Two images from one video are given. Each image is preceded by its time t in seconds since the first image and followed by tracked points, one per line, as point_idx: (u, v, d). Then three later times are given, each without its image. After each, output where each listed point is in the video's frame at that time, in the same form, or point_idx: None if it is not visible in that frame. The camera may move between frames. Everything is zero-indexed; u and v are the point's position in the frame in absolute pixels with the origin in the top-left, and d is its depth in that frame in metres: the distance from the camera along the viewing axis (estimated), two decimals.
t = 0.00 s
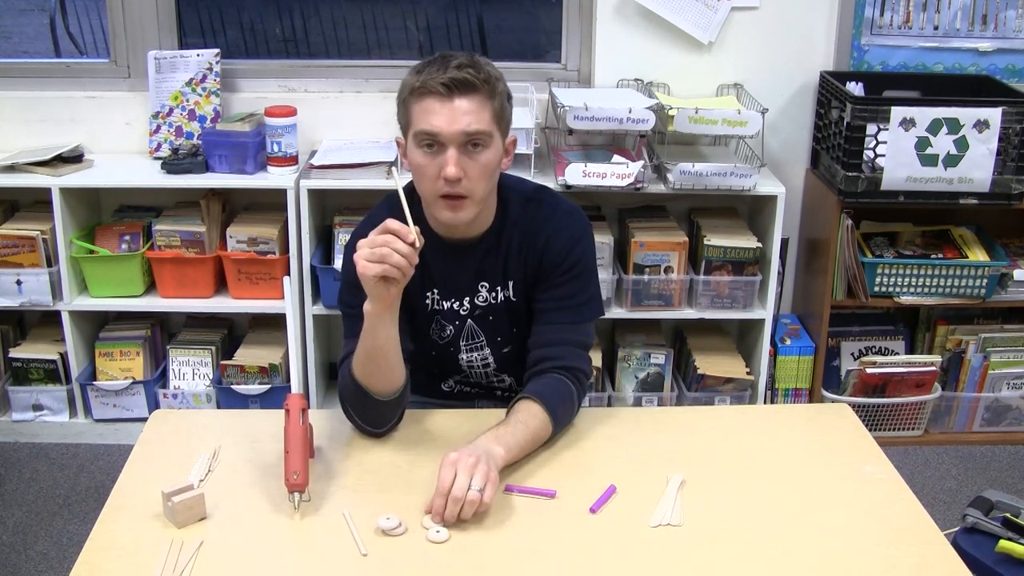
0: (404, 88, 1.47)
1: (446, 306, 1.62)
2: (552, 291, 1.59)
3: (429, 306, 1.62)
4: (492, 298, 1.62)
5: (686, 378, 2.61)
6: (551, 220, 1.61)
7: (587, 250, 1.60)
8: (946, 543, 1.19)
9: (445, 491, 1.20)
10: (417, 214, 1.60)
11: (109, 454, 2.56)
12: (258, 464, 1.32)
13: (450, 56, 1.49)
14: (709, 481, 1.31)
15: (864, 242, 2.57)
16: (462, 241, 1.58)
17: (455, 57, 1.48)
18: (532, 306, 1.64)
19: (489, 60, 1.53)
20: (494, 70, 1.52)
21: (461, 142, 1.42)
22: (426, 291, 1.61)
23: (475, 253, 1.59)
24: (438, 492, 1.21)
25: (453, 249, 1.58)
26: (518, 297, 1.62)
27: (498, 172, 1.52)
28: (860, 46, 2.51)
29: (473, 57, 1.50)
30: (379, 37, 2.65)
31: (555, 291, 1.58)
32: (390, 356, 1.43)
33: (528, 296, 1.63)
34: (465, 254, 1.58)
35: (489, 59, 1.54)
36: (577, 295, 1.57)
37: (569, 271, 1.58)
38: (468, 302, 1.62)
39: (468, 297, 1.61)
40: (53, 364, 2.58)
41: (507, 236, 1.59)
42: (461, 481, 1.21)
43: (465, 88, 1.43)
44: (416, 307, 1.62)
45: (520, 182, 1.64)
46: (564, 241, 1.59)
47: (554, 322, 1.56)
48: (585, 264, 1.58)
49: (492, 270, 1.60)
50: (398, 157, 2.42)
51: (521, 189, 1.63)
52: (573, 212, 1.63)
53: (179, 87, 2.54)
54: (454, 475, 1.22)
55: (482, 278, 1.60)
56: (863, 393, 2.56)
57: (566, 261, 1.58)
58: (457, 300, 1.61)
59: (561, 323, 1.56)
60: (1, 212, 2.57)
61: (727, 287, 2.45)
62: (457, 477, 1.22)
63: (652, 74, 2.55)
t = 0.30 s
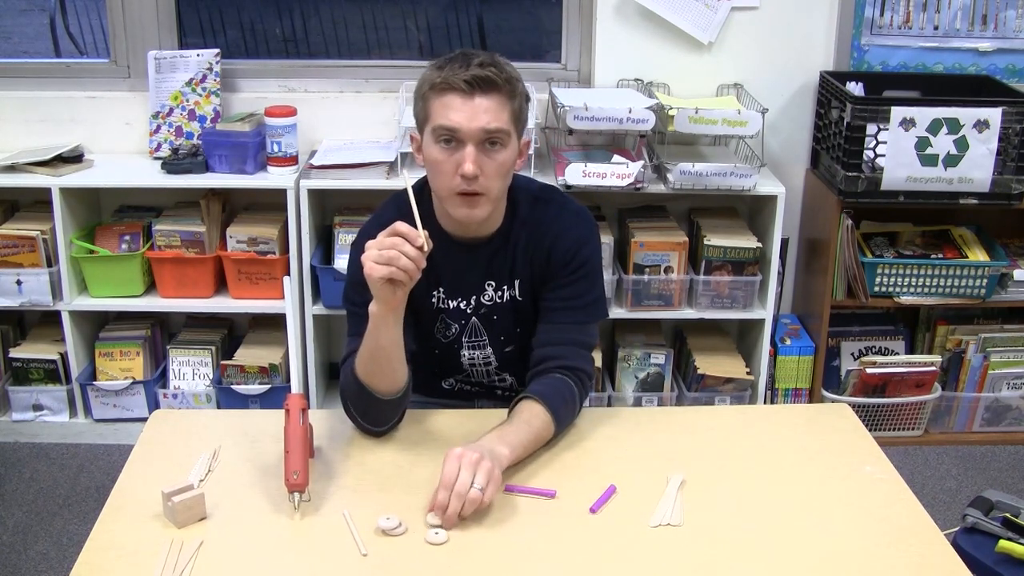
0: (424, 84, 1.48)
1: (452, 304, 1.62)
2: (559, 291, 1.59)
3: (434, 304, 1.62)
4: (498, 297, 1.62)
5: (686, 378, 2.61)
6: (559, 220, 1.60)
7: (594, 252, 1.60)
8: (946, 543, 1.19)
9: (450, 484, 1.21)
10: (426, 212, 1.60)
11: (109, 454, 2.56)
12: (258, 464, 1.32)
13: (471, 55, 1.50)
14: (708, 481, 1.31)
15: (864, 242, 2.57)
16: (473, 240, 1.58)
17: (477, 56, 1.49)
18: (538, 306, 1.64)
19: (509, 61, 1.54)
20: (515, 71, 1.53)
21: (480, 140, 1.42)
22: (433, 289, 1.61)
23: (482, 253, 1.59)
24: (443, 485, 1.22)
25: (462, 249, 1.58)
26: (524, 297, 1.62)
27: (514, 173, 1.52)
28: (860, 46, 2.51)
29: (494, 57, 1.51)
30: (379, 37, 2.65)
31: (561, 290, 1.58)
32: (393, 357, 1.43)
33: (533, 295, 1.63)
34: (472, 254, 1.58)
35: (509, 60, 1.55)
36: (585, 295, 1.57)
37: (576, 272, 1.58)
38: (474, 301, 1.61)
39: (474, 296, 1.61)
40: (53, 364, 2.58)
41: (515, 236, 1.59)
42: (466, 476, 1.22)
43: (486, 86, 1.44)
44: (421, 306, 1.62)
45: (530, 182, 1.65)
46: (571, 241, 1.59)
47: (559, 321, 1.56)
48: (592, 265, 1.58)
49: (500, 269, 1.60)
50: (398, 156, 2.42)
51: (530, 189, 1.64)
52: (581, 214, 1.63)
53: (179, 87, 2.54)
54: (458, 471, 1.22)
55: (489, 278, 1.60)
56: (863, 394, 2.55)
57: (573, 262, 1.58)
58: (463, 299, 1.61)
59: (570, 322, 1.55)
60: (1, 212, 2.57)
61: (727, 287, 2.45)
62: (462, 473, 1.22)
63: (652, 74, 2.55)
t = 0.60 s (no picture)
0: (430, 85, 1.48)
1: (454, 305, 1.62)
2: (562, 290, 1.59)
3: (437, 304, 1.62)
4: (500, 298, 1.62)
5: (686, 378, 2.61)
6: (562, 221, 1.61)
7: (598, 251, 1.60)
8: (946, 543, 1.19)
9: (460, 434, 1.24)
10: (430, 213, 1.60)
11: (109, 455, 2.56)
12: (259, 464, 1.32)
13: (477, 57, 1.50)
14: (708, 481, 1.31)
15: (864, 242, 2.57)
16: (477, 240, 1.58)
17: (482, 57, 1.50)
18: (540, 306, 1.64)
19: (514, 63, 1.54)
20: (520, 73, 1.53)
21: (485, 142, 1.42)
22: (435, 289, 1.61)
23: (485, 253, 1.59)
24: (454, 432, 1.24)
25: (465, 249, 1.59)
26: (527, 297, 1.62)
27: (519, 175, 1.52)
28: (860, 46, 2.51)
29: (500, 59, 1.52)
30: (379, 37, 2.65)
31: (565, 290, 1.58)
32: (395, 357, 1.42)
33: (536, 295, 1.63)
34: (476, 254, 1.59)
35: (514, 63, 1.55)
36: (588, 294, 1.57)
37: (579, 271, 1.58)
38: (476, 301, 1.61)
39: (477, 296, 1.61)
40: (53, 364, 2.58)
41: (519, 236, 1.59)
42: (478, 433, 1.24)
43: (492, 88, 1.44)
44: (423, 306, 1.62)
45: (533, 182, 1.66)
46: (575, 241, 1.59)
47: (561, 320, 1.56)
48: (596, 265, 1.58)
49: (503, 269, 1.60)
50: (398, 156, 2.42)
51: (533, 189, 1.64)
52: (585, 214, 1.63)
53: (179, 87, 2.54)
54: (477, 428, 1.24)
55: (492, 278, 1.60)
56: (863, 393, 2.55)
57: (577, 262, 1.58)
58: (466, 299, 1.61)
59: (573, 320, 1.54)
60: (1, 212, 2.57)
61: (727, 287, 2.45)
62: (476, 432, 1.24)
63: (652, 74, 2.55)
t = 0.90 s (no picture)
0: (429, 86, 1.48)
1: (455, 306, 1.62)
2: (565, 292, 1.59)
3: (438, 305, 1.62)
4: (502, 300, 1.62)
5: (686, 378, 2.61)
6: (565, 223, 1.61)
7: (601, 253, 1.60)
8: (946, 543, 1.19)
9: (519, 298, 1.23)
10: (432, 212, 1.60)
11: (109, 454, 2.56)
12: (259, 464, 1.32)
13: (476, 57, 1.50)
14: (708, 481, 1.31)
15: (864, 242, 2.57)
16: (479, 241, 1.58)
17: (482, 58, 1.50)
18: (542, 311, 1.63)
19: (513, 63, 1.54)
20: (519, 73, 1.53)
21: (485, 142, 1.42)
22: (437, 289, 1.61)
23: (487, 254, 1.59)
24: (519, 293, 1.23)
25: (467, 249, 1.58)
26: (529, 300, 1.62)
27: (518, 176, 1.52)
28: (860, 46, 2.51)
29: (499, 59, 1.52)
30: (379, 37, 2.65)
31: (567, 291, 1.58)
32: (395, 357, 1.43)
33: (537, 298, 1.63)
34: (478, 255, 1.59)
35: (514, 63, 1.55)
36: (591, 296, 1.56)
37: (582, 273, 1.58)
38: (477, 302, 1.62)
39: (478, 297, 1.61)
40: (53, 364, 2.58)
41: (521, 237, 1.60)
42: (530, 308, 1.23)
43: (491, 89, 1.45)
44: (424, 307, 1.62)
45: (537, 184, 1.66)
46: (578, 243, 1.60)
47: (561, 320, 1.55)
48: (599, 267, 1.58)
49: (505, 271, 1.61)
50: (398, 157, 2.42)
51: (535, 190, 1.65)
52: (587, 217, 1.64)
53: (179, 87, 2.54)
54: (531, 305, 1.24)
55: (494, 279, 1.61)
56: (863, 394, 2.55)
57: (581, 264, 1.59)
58: (467, 301, 1.61)
59: (573, 320, 1.54)
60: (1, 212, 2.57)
61: (727, 287, 2.45)
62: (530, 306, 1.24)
63: (652, 74, 2.55)
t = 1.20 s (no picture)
0: (429, 86, 1.48)
1: (457, 305, 1.62)
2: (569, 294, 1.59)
3: (439, 304, 1.62)
4: (504, 301, 1.62)
5: (686, 378, 2.61)
6: (567, 225, 1.62)
7: (604, 256, 1.61)
8: (946, 543, 1.19)
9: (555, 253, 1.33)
10: (433, 212, 1.60)
11: (109, 454, 2.56)
12: (259, 464, 1.32)
13: (476, 57, 1.50)
14: (707, 481, 1.31)
15: (864, 242, 2.57)
16: (481, 241, 1.59)
17: (481, 57, 1.50)
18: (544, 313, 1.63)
19: (514, 62, 1.54)
20: (519, 72, 1.53)
21: (485, 142, 1.42)
22: (439, 289, 1.61)
23: (489, 254, 1.59)
24: (555, 247, 1.34)
25: (469, 249, 1.59)
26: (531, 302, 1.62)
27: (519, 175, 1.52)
28: (860, 46, 2.51)
29: (499, 59, 1.52)
30: (379, 38, 2.65)
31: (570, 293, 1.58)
32: (395, 359, 1.44)
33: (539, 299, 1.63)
34: (480, 255, 1.59)
35: (514, 62, 1.55)
36: (595, 298, 1.57)
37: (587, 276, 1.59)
38: (479, 301, 1.61)
39: (480, 297, 1.61)
40: (53, 364, 2.58)
41: (524, 239, 1.60)
42: (564, 259, 1.33)
43: (490, 89, 1.44)
44: (426, 306, 1.62)
45: (540, 185, 1.66)
46: (582, 246, 1.60)
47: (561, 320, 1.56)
48: (603, 271, 1.59)
49: (507, 273, 1.60)
50: (398, 157, 2.42)
51: (537, 191, 1.65)
52: (590, 219, 1.64)
53: (179, 87, 2.54)
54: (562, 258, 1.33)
55: (495, 279, 1.61)
56: (863, 393, 2.55)
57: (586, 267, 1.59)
58: (469, 300, 1.61)
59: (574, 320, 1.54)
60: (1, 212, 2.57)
61: (727, 287, 2.45)
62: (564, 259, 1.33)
63: (652, 74, 2.55)
